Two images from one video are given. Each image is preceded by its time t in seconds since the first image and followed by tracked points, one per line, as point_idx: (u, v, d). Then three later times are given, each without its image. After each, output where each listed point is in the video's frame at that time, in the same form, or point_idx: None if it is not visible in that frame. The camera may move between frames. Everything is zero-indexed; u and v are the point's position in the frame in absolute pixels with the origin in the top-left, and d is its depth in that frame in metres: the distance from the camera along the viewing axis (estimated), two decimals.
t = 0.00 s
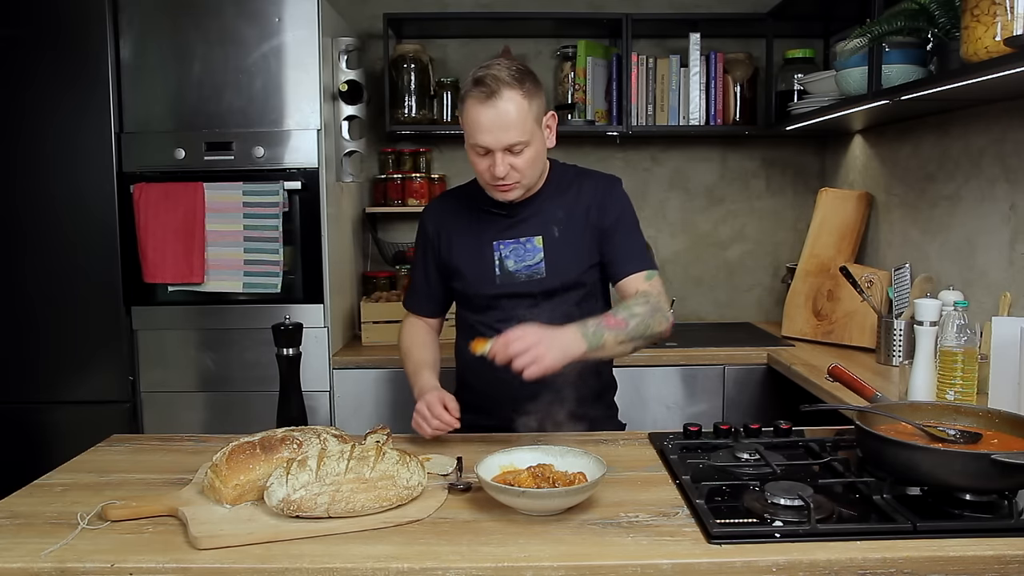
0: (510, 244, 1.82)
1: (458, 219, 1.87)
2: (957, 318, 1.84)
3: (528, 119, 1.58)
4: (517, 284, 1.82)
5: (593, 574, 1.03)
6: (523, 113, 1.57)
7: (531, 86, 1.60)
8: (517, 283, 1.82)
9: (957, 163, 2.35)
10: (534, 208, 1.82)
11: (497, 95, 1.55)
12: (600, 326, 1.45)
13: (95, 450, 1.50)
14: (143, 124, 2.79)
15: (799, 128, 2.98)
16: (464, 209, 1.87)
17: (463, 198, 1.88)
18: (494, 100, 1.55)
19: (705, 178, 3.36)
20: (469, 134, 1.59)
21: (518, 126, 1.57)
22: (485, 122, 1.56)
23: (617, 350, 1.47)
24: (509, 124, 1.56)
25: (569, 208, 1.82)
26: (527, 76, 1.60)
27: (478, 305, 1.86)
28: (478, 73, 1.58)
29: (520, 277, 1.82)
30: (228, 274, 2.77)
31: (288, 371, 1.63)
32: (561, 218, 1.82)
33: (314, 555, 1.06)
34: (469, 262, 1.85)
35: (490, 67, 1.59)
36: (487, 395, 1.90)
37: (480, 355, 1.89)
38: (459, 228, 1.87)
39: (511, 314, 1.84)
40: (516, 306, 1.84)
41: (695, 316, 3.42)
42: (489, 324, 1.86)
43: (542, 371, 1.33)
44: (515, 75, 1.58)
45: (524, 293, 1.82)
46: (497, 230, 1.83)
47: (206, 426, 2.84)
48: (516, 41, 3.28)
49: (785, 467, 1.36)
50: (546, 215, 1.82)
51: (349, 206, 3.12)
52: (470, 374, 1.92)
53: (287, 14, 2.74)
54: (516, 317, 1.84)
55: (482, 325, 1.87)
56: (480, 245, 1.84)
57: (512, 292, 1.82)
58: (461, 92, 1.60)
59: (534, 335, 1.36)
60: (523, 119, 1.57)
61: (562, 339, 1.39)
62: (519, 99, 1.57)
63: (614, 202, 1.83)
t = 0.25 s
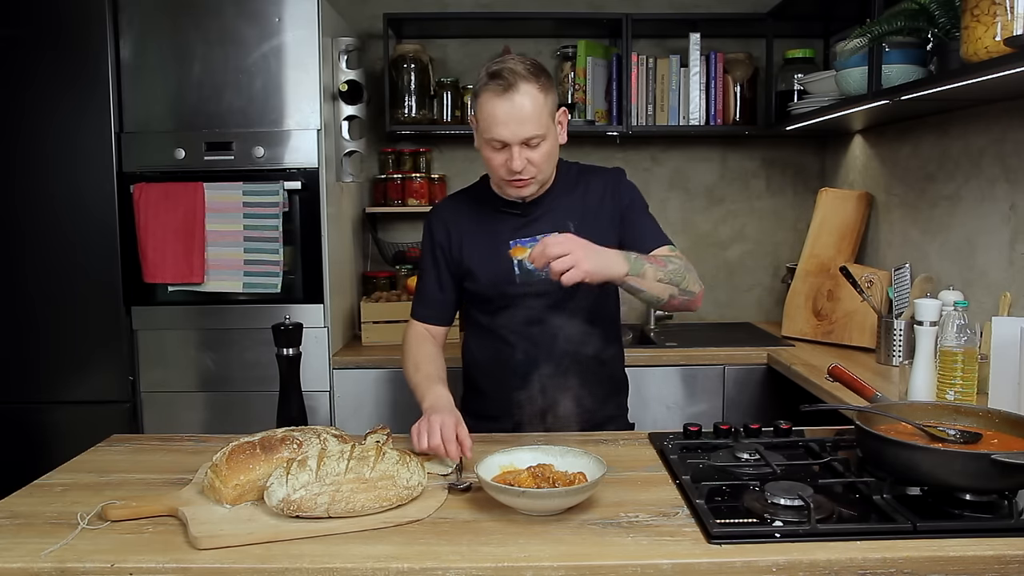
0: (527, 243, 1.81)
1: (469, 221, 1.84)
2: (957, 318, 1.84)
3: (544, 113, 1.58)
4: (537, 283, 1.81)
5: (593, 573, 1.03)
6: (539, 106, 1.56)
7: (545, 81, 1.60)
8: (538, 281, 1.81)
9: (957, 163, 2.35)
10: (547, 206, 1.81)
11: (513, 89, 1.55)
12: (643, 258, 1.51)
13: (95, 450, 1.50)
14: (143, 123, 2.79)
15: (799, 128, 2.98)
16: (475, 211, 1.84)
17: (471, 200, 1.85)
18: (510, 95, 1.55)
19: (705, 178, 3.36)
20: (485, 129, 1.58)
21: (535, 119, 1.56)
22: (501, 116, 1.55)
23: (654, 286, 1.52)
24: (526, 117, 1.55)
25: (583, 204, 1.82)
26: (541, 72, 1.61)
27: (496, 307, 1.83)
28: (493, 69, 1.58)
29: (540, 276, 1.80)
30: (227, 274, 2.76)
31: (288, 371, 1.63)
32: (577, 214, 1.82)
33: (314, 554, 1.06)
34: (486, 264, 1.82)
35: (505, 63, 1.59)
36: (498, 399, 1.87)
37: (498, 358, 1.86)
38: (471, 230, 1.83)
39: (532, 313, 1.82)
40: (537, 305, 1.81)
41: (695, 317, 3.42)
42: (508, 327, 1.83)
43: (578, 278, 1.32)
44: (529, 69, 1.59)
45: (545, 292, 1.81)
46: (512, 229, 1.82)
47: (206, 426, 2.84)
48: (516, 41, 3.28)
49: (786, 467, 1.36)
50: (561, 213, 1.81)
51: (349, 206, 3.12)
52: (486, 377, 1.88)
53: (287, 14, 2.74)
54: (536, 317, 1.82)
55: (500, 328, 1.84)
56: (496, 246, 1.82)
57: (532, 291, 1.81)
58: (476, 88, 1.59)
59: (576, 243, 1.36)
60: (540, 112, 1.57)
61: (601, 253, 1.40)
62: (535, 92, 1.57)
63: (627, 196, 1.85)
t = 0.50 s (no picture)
0: (534, 246, 1.79)
1: (476, 220, 1.82)
2: (957, 318, 1.84)
3: (554, 84, 1.65)
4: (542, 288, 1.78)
5: (593, 573, 1.03)
6: (548, 78, 1.64)
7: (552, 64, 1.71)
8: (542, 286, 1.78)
9: (957, 163, 2.35)
10: (556, 211, 1.79)
11: (524, 61, 1.63)
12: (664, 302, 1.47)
13: (95, 450, 1.50)
14: (143, 124, 2.79)
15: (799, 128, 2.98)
16: (482, 211, 1.82)
17: (478, 199, 1.83)
18: (521, 63, 1.63)
19: (706, 178, 3.36)
20: (497, 99, 1.63)
21: (546, 87, 1.62)
22: (514, 82, 1.62)
23: (670, 328, 1.50)
24: (537, 83, 1.62)
25: (592, 211, 1.80)
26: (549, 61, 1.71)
27: (500, 310, 1.81)
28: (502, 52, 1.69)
29: (545, 281, 1.78)
30: (227, 274, 2.77)
31: (288, 371, 1.63)
32: (586, 220, 1.80)
33: (314, 555, 1.06)
34: (490, 266, 1.79)
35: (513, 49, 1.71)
36: (500, 403, 1.86)
37: (499, 362, 1.84)
38: (477, 231, 1.81)
39: (535, 320, 1.79)
40: (540, 311, 1.79)
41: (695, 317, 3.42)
42: (511, 331, 1.81)
43: (618, 329, 1.28)
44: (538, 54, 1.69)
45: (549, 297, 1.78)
46: (518, 232, 1.79)
47: (206, 426, 2.84)
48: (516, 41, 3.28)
49: (786, 467, 1.36)
50: (570, 218, 1.79)
51: (349, 206, 3.12)
52: (486, 380, 1.87)
53: (287, 14, 2.74)
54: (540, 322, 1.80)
55: (503, 332, 1.82)
56: (501, 248, 1.79)
57: (536, 297, 1.78)
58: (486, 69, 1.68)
59: (608, 290, 1.31)
60: (549, 81, 1.64)
61: (630, 302, 1.36)
62: (545, 66, 1.65)
63: (638, 207, 1.83)
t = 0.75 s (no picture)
0: (539, 248, 1.76)
1: (479, 220, 1.79)
2: (957, 318, 1.84)
3: (566, 93, 1.57)
4: (546, 291, 1.76)
5: (593, 574, 1.03)
6: (560, 85, 1.56)
7: (568, 67, 1.61)
8: (546, 289, 1.76)
9: (957, 163, 2.35)
10: (562, 213, 1.77)
11: (535, 67, 1.55)
12: (662, 340, 1.57)
13: (95, 450, 1.50)
14: (143, 124, 2.79)
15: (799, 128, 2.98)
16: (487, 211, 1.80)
17: (483, 198, 1.81)
18: (534, 69, 1.55)
19: (706, 178, 3.36)
20: (506, 105, 1.56)
21: (555, 96, 1.55)
22: (524, 88, 1.54)
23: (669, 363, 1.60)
24: (546, 93, 1.54)
25: (600, 215, 1.78)
26: (563, 63, 1.61)
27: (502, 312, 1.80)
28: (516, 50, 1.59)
29: (549, 284, 1.76)
30: (228, 274, 2.77)
31: (289, 371, 1.64)
32: (592, 224, 1.78)
33: (314, 555, 1.06)
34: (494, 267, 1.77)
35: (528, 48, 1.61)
36: (501, 404, 1.86)
37: (499, 364, 1.84)
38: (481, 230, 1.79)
39: (538, 322, 1.78)
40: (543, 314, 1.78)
41: (695, 317, 3.42)
42: (513, 333, 1.80)
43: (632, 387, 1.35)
44: (552, 56, 1.60)
45: (552, 300, 1.77)
46: (523, 233, 1.77)
47: (206, 426, 2.85)
48: (516, 41, 3.28)
49: (786, 467, 1.36)
50: (576, 221, 1.77)
51: (349, 206, 3.12)
52: (487, 381, 1.87)
53: (287, 14, 2.74)
54: (543, 325, 1.78)
55: (505, 334, 1.81)
56: (505, 249, 1.77)
57: (540, 299, 1.76)
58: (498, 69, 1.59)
59: (617, 351, 1.36)
60: (562, 90, 1.56)
61: (636, 355, 1.45)
62: (557, 73, 1.56)
63: (646, 214, 1.81)
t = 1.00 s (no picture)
0: (542, 250, 1.76)
1: (481, 220, 1.79)
2: (957, 318, 1.84)
3: (578, 122, 1.48)
4: (548, 292, 1.76)
5: (593, 574, 1.03)
6: (572, 114, 1.47)
7: (582, 90, 1.49)
8: (548, 291, 1.76)
9: (957, 163, 2.35)
10: (565, 216, 1.77)
11: (548, 95, 1.45)
12: (665, 354, 1.65)
13: (95, 450, 1.50)
14: (143, 124, 2.79)
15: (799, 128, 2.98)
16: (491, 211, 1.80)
17: (486, 198, 1.81)
18: (545, 100, 1.45)
19: (705, 178, 3.36)
20: (514, 132, 1.48)
21: (567, 127, 1.46)
22: (533, 120, 1.45)
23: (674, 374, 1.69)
24: (558, 124, 1.46)
25: (603, 219, 1.78)
26: (576, 77, 1.51)
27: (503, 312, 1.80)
28: (529, 70, 1.48)
29: (551, 286, 1.75)
30: (228, 274, 2.77)
31: (288, 371, 1.64)
32: (595, 226, 1.78)
33: (314, 555, 1.06)
34: (496, 268, 1.77)
35: (543, 67, 1.48)
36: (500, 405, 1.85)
37: (499, 364, 1.83)
38: (484, 231, 1.79)
39: (539, 323, 1.78)
40: (544, 316, 1.77)
41: (695, 316, 3.42)
42: (514, 334, 1.79)
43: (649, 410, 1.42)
44: (564, 74, 1.49)
45: (554, 302, 1.76)
46: (526, 234, 1.77)
47: (206, 426, 2.85)
48: (516, 41, 3.28)
49: (785, 467, 1.36)
50: (579, 224, 1.77)
51: (349, 206, 3.12)
52: (486, 381, 1.86)
53: (287, 14, 2.74)
54: (544, 327, 1.78)
55: (506, 334, 1.80)
56: (507, 250, 1.77)
57: (542, 300, 1.76)
58: (509, 88, 1.50)
59: (636, 378, 1.42)
60: (574, 121, 1.47)
61: (649, 378, 1.54)
62: (570, 98, 1.47)
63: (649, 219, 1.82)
